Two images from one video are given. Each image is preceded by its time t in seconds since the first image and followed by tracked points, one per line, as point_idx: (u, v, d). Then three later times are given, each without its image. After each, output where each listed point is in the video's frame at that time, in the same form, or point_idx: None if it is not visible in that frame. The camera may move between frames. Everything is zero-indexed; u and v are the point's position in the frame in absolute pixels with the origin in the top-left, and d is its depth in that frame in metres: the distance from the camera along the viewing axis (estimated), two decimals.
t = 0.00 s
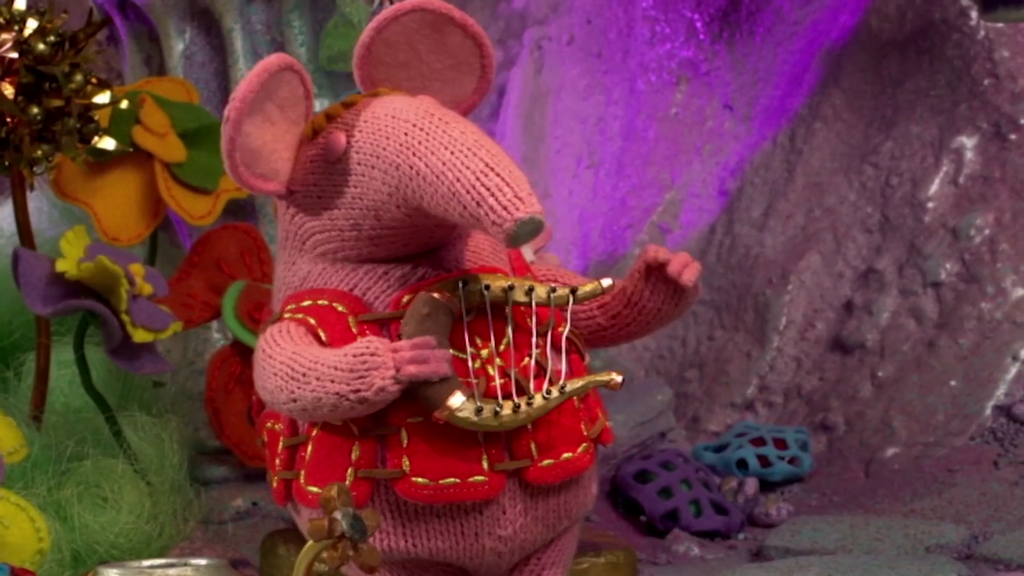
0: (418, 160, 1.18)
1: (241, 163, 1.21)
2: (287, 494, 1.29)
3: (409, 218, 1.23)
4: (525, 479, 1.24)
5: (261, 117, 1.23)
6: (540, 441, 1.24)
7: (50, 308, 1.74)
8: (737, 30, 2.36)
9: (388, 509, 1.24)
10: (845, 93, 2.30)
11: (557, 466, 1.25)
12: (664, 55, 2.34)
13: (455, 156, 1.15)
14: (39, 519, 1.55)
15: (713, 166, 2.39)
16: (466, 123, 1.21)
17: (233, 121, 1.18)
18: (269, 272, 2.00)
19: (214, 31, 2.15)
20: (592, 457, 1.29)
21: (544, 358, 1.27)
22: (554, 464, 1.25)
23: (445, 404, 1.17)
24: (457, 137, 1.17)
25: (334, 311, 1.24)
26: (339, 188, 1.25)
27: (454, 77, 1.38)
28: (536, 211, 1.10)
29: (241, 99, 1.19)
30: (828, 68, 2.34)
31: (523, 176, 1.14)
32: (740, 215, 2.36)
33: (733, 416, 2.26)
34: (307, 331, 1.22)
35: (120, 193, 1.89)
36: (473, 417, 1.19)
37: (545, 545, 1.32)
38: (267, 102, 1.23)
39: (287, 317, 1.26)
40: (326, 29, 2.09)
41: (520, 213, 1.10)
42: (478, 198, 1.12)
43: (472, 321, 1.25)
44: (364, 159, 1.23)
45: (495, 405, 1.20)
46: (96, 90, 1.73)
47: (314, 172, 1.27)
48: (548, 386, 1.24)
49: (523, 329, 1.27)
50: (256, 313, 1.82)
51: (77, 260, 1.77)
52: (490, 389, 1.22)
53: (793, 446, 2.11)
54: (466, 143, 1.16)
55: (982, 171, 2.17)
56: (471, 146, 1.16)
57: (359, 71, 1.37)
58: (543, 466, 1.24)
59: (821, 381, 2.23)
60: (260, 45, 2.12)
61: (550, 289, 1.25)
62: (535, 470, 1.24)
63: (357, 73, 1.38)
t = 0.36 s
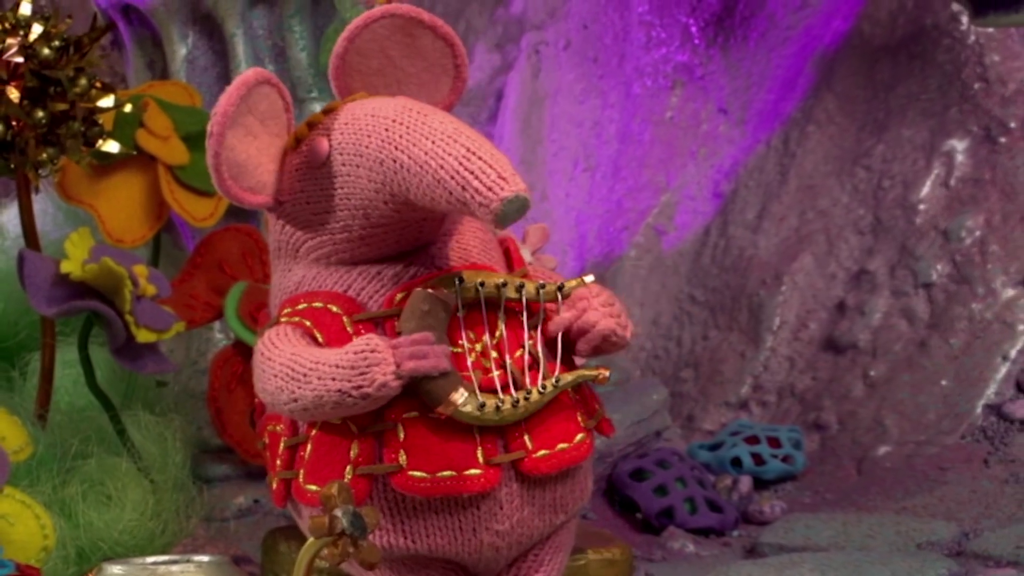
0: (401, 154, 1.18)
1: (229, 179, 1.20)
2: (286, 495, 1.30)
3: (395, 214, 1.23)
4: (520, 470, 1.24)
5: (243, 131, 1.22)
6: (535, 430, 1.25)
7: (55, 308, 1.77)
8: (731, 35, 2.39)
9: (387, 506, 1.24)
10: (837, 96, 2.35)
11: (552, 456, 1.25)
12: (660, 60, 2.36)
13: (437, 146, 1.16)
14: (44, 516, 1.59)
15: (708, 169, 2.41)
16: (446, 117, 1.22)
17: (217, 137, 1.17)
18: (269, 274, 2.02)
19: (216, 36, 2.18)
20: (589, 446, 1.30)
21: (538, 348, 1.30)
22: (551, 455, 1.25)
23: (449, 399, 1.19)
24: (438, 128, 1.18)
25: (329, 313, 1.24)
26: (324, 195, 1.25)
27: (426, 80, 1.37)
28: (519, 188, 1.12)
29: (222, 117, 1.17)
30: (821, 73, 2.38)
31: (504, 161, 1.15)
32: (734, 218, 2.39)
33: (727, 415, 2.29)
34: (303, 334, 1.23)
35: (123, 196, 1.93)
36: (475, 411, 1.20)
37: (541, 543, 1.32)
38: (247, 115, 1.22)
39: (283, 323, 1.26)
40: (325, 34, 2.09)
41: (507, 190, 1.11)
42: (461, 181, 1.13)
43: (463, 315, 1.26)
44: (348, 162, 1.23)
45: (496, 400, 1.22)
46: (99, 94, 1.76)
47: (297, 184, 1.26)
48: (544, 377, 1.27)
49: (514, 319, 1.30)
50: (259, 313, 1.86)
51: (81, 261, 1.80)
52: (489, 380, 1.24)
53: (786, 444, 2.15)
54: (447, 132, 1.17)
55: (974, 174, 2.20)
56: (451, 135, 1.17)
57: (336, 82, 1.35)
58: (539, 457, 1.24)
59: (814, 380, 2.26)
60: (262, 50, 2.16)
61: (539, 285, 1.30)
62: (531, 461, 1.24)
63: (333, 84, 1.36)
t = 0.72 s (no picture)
0: (490, 178, 1.13)
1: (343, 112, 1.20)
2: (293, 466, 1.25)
3: (458, 230, 1.16)
4: (522, 479, 1.19)
5: (386, 84, 1.20)
6: (543, 444, 1.20)
7: (63, 309, 1.83)
8: (722, 42, 2.38)
9: (391, 493, 1.18)
10: (826, 101, 2.39)
11: (555, 470, 1.19)
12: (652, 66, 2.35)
13: (525, 193, 1.10)
14: (52, 513, 1.64)
15: (700, 173, 2.38)
16: (553, 171, 1.15)
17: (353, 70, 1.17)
18: (271, 275, 2.09)
19: (220, 43, 2.24)
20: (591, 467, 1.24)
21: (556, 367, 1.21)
22: (552, 469, 1.20)
23: (452, 395, 1.12)
24: (537, 176, 1.12)
25: (368, 292, 1.18)
26: (412, 178, 1.19)
27: (559, 127, 1.30)
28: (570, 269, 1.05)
29: (370, 60, 1.17)
30: (810, 79, 2.41)
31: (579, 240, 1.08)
32: (726, 221, 2.38)
33: (719, 413, 2.31)
34: (337, 303, 1.17)
35: (129, 199, 1.98)
36: (476, 413, 1.13)
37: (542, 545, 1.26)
38: (397, 72, 1.20)
39: (323, 285, 1.20)
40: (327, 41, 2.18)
41: (554, 266, 1.05)
42: (525, 236, 1.07)
43: (495, 321, 1.20)
44: (445, 159, 1.17)
45: (500, 406, 1.14)
46: (105, 100, 1.78)
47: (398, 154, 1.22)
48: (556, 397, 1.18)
49: (540, 339, 1.22)
50: (261, 315, 1.92)
51: (88, 263, 1.85)
52: (500, 389, 1.17)
53: (776, 442, 2.20)
54: (542, 185, 1.11)
55: (959, 178, 2.28)
56: (544, 190, 1.11)
57: (491, 88, 1.31)
58: (542, 467, 1.19)
59: (804, 379, 2.31)
60: (265, 56, 2.22)
61: (572, 307, 1.21)
62: (533, 471, 1.19)
63: (488, 86, 1.31)
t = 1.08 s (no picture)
0: (476, 202, 1.16)
1: (341, 124, 1.23)
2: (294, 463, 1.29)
3: (447, 246, 1.20)
4: (520, 478, 1.23)
5: (383, 98, 1.23)
6: (539, 443, 1.24)
7: (70, 310, 1.88)
8: (713, 49, 2.45)
9: (390, 490, 1.22)
10: (814, 107, 2.42)
11: (551, 468, 1.23)
12: (645, 74, 2.44)
13: (509, 221, 1.14)
14: (58, 509, 1.70)
15: (692, 177, 2.45)
16: (540, 193, 1.18)
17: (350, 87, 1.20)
18: (274, 277, 2.15)
19: (223, 50, 2.29)
20: (586, 465, 1.28)
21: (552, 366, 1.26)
22: (549, 467, 1.24)
23: (458, 404, 1.17)
24: (522, 202, 1.15)
25: (366, 294, 1.22)
26: (406, 191, 1.22)
27: (554, 135, 1.32)
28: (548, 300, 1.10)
29: (367, 77, 1.20)
30: (800, 86, 2.44)
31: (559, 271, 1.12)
32: (717, 224, 2.43)
33: (710, 411, 2.36)
34: (337, 305, 1.21)
35: (134, 203, 2.03)
36: (481, 420, 1.18)
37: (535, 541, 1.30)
38: (394, 87, 1.23)
39: (323, 288, 1.24)
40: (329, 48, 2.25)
41: (532, 298, 1.09)
42: (506, 265, 1.11)
43: (492, 325, 1.25)
44: (436, 177, 1.20)
45: (503, 411, 1.19)
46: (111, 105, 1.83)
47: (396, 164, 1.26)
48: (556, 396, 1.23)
49: (535, 339, 1.27)
50: (264, 316, 1.97)
51: (95, 265, 1.90)
52: (501, 392, 1.23)
53: (767, 440, 2.24)
54: (526, 213, 1.14)
55: (945, 182, 2.33)
56: (528, 218, 1.14)
57: (491, 95, 1.32)
58: (538, 466, 1.23)
59: (793, 378, 2.35)
60: (267, 64, 2.28)
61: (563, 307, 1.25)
62: (529, 471, 1.23)
63: (487, 93, 1.32)
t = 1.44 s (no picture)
0: (424, 187, 1.21)
1: (280, 156, 1.27)
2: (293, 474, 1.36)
3: (410, 239, 1.25)
4: (512, 468, 1.29)
5: (314, 119, 1.27)
6: (527, 433, 1.31)
7: (79, 311, 1.96)
8: (703, 59, 2.53)
9: (387, 491, 1.29)
10: (800, 115, 2.49)
11: (541, 456, 1.30)
12: (636, 83, 2.53)
13: (457, 194, 1.19)
14: (68, 505, 1.78)
15: (682, 183, 2.54)
16: (482, 165, 1.24)
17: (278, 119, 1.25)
18: (277, 279, 2.21)
19: (228, 60, 2.37)
20: (574, 448, 1.34)
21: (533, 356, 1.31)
22: (539, 455, 1.31)
23: (444, 401, 1.22)
24: (465, 175, 1.20)
25: (347, 306, 1.27)
26: (359, 199, 1.27)
27: (491, 117, 1.32)
28: (511, 256, 1.15)
29: (291, 102, 1.24)
30: (786, 95, 2.52)
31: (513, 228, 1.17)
32: (706, 228, 2.52)
33: (699, 410, 2.43)
34: (319, 320, 1.26)
35: (141, 208, 2.10)
36: (468, 414, 1.23)
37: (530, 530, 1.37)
38: (321, 106, 1.27)
39: (304, 307, 1.29)
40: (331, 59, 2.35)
41: (498, 257, 1.14)
42: (465, 235, 1.16)
43: (470, 322, 1.29)
44: (384, 176, 1.25)
45: (489, 404, 1.24)
46: (120, 114, 1.90)
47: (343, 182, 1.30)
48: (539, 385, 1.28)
49: (514, 331, 1.32)
50: (267, 317, 2.04)
51: (103, 268, 1.98)
52: (484, 385, 1.27)
53: (754, 437, 2.32)
54: (472, 182, 1.20)
55: (927, 188, 2.40)
56: (474, 187, 1.19)
57: (417, 96, 1.33)
58: (529, 456, 1.30)
59: (779, 378, 2.42)
60: (270, 73, 2.35)
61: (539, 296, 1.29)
62: (521, 460, 1.29)
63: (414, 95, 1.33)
